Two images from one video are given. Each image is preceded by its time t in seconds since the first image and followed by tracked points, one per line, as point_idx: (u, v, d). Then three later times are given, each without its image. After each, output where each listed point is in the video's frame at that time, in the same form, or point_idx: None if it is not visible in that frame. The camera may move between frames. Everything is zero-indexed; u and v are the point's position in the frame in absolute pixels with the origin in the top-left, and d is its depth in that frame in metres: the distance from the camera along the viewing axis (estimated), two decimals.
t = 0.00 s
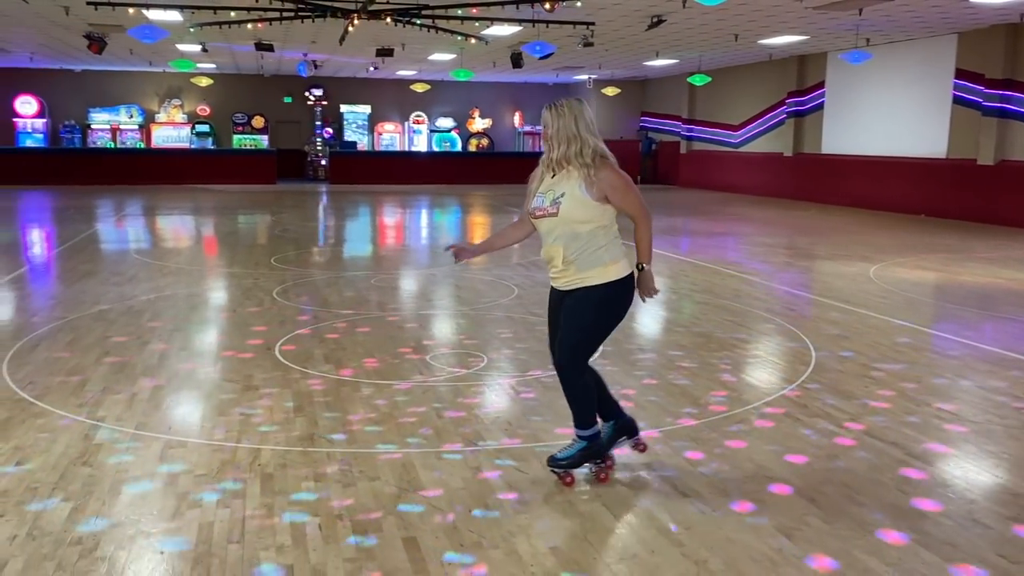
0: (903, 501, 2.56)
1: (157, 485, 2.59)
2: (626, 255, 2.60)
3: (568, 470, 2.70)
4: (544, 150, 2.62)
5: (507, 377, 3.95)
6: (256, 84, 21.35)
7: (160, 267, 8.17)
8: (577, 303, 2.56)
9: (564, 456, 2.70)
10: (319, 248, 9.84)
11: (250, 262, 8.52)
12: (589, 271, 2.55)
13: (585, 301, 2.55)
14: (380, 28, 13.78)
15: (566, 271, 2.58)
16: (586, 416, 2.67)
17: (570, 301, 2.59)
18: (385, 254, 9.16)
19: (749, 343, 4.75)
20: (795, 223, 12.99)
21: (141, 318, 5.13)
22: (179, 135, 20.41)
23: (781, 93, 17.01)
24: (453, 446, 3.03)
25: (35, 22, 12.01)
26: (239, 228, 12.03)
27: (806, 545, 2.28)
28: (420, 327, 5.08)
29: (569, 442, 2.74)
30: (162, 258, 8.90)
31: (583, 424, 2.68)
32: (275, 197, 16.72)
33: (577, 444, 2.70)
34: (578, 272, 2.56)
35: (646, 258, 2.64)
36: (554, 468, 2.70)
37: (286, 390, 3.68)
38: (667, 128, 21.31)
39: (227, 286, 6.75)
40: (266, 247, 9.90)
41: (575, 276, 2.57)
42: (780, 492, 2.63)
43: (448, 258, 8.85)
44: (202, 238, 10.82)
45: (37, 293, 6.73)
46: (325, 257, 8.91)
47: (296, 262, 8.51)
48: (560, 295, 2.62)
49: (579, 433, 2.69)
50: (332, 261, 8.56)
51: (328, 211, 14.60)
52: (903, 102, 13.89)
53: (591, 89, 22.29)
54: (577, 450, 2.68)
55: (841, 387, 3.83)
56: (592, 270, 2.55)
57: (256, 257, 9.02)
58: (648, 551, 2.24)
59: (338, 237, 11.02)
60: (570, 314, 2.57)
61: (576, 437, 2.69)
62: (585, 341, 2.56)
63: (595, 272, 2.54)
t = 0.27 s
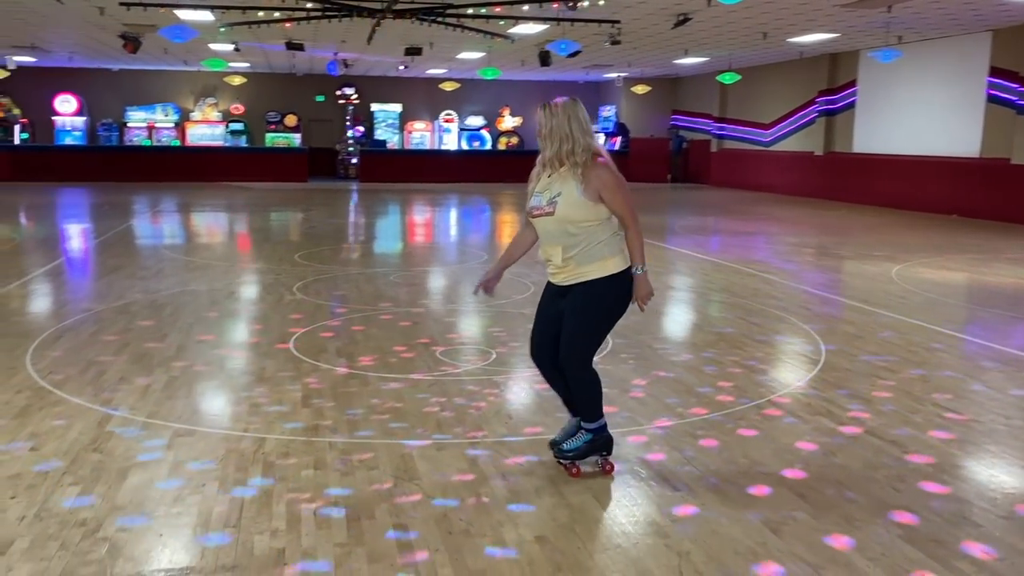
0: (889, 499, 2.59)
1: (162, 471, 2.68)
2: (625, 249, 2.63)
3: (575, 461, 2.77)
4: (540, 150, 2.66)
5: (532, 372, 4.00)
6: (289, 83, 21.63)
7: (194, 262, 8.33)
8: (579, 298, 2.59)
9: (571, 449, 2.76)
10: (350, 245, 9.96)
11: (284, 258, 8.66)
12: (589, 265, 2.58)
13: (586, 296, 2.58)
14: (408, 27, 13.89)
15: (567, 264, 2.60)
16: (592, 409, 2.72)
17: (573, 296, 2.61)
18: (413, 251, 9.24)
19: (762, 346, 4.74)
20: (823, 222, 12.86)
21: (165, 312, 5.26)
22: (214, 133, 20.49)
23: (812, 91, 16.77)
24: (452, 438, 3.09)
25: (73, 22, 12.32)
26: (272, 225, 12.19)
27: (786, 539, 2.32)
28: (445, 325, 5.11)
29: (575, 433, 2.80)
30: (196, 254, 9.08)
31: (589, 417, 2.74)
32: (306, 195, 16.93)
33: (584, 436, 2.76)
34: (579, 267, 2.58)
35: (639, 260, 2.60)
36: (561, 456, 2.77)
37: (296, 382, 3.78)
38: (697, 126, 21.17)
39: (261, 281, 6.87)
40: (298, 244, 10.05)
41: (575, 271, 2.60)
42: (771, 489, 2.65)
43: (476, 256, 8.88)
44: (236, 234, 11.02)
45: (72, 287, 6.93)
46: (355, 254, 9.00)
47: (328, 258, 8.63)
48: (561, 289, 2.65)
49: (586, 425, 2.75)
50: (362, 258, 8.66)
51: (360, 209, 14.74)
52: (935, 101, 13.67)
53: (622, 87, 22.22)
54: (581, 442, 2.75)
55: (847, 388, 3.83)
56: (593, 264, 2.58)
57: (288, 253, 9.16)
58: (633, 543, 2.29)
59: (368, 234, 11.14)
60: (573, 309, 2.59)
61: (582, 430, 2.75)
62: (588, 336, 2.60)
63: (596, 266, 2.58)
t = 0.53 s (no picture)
0: (878, 499, 2.59)
1: (165, 461, 2.76)
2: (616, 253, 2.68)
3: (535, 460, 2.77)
4: (533, 148, 2.68)
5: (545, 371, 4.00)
6: (318, 83, 21.86)
7: (224, 260, 8.44)
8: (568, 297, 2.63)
9: (608, 433, 2.96)
10: (377, 243, 10.03)
11: (311, 255, 8.78)
12: (585, 265, 2.62)
13: (574, 296, 2.63)
14: (432, 27, 13.98)
15: (559, 264, 2.65)
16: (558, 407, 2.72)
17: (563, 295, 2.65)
18: (439, 249, 9.30)
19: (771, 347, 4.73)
20: (849, 222, 12.72)
21: (185, 307, 5.38)
22: (244, 132, 20.74)
23: (841, 90, 16.53)
24: (449, 434, 3.14)
25: (106, 23, 12.58)
26: (301, 224, 12.29)
27: (770, 537, 2.34)
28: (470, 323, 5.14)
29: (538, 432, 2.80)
30: (225, 252, 9.21)
31: (554, 415, 2.74)
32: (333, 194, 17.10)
33: (545, 434, 2.77)
34: (572, 266, 2.63)
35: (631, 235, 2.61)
36: (520, 457, 2.76)
37: (304, 377, 3.85)
38: (725, 125, 21.01)
39: (288, 278, 7.00)
40: (325, 242, 10.17)
41: (568, 270, 2.64)
42: (761, 486, 2.68)
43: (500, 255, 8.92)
44: (265, 232, 11.16)
45: (103, 284, 7.10)
46: (382, 252, 9.06)
47: (353, 256, 8.74)
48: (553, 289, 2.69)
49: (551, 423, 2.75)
50: (388, 256, 8.73)
51: (387, 207, 14.83)
52: (965, 99, 13.45)
53: (649, 86, 22.12)
54: (616, 424, 2.94)
55: (852, 390, 3.81)
56: (585, 264, 2.62)
57: (315, 251, 9.24)
58: (618, 539, 2.33)
59: (395, 232, 11.22)
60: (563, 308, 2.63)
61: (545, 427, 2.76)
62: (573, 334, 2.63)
63: (585, 266, 2.62)
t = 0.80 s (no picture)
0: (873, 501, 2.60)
1: (171, 452, 2.83)
2: (608, 251, 2.68)
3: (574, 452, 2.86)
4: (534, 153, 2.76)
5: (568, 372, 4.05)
6: (343, 83, 22.02)
7: (252, 258, 8.50)
8: (565, 295, 2.66)
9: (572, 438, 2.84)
10: (401, 242, 10.07)
11: (335, 253, 8.87)
12: (567, 267, 2.66)
13: (568, 296, 2.65)
14: (454, 27, 14.03)
15: (551, 265, 2.68)
16: (589, 405, 2.80)
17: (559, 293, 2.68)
18: (462, 248, 9.33)
19: (781, 350, 4.71)
20: (874, 221, 12.58)
21: (203, 304, 5.48)
22: (271, 131, 21.07)
23: (868, 88, 16.33)
24: (452, 428, 3.19)
25: (134, 24, 12.77)
26: (326, 223, 12.31)
27: (760, 537, 2.36)
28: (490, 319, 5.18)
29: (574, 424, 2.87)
30: (252, 250, 9.31)
31: (590, 410, 2.81)
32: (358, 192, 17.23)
33: (582, 428, 2.84)
34: (561, 267, 2.66)
35: (566, 230, 2.58)
36: (562, 449, 2.86)
37: (313, 372, 3.92)
38: (751, 124, 20.84)
39: (313, 275, 7.08)
40: (349, 240, 10.26)
41: (558, 271, 2.68)
42: (754, 485, 2.70)
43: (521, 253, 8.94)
44: (291, 231, 11.27)
45: (132, 280, 7.25)
46: (405, 250, 9.10)
47: (377, 254, 8.81)
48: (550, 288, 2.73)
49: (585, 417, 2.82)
50: (411, 254, 8.77)
51: (412, 206, 14.87)
52: (992, 98, 13.25)
53: (674, 85, 22.01)
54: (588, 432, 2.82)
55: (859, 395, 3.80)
56: (571, 265, 2.65)
57: (340, 250, 9.29)
58: (608, 531, 2.37)
59: (420, 231, 11.27)
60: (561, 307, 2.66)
61: (581, 422, 2.83)
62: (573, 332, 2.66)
63: (570, 267, 2.65)
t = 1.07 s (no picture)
0: (873, 507, 2.61)
1: (180, 447, 2.88)
2: (595, 240, 2.68)
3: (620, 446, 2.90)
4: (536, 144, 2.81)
5: (590, 367, 4.12)
6: (366, 83, 22.15)
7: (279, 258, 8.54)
8: (561, 287, 2.69)
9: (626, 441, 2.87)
10: (421, 241, 10.10)
11: (356, 251, 8.94)
12: (552, 256, 2.68)
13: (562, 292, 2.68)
14: (473, 27, 14.07)
15: (543, 257, 2.71)
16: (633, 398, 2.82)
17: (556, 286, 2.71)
18: (482, 246, 9.35)
19: (793, 352, 4.69)
20: (897, 221, 12.45)
21: (220, 301, 5.55)
22: (294, 130, 21.20)
23: (891, 86, 16.14)
24: (457, 425, 3.23)
25: (158, 25, 12.94)
26: (347, 221, 12.35)
27: (757, 542, 2.36)
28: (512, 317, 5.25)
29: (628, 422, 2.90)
30: (275, 248, 9.39)
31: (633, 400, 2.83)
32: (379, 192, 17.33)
33: (633, 424, 2.87)
34: (550, 260, 2.69)
35: (539, 203, 2.61)
36: (623, 452, 2.88)
37: (324, 369, 3.96)
38: (773, 122, 20.68)
39: (333, 274, 7.15)
40: (370, 238, 10.33)
41: (547, 261, 2.70)
42: (753, 489, 2.73)
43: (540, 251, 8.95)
44: (312, 229, 11.36)
45: (157, 277, 7.38)
46: (425, 249, 9.13)
47: (397, 252, 8.87)
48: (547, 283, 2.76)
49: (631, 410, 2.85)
50: (431, 253, 8.81)
51: (433, 205, 14.91)
52: (1017, 97, 13.07)
53: (696, 83, 21.89)
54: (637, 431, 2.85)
55: (868, 399, 3.78)
56: (557, 257, 2.67)
57: (361, 248, 9.34)
58: (605, 530, 2.40)
59: (440, 230, 11.30)
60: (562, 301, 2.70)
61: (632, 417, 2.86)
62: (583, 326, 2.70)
63: (557, 259, 2.67)
